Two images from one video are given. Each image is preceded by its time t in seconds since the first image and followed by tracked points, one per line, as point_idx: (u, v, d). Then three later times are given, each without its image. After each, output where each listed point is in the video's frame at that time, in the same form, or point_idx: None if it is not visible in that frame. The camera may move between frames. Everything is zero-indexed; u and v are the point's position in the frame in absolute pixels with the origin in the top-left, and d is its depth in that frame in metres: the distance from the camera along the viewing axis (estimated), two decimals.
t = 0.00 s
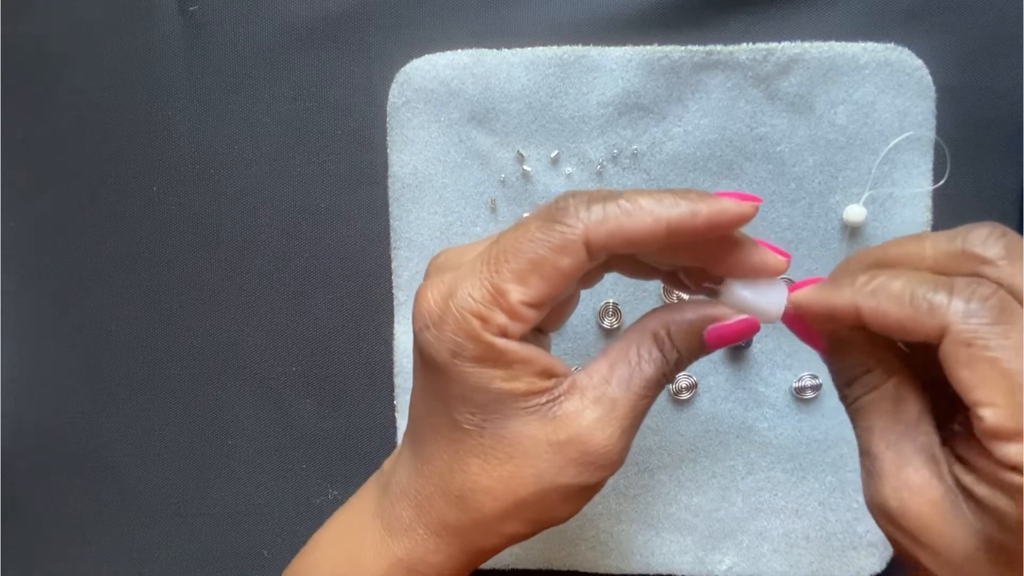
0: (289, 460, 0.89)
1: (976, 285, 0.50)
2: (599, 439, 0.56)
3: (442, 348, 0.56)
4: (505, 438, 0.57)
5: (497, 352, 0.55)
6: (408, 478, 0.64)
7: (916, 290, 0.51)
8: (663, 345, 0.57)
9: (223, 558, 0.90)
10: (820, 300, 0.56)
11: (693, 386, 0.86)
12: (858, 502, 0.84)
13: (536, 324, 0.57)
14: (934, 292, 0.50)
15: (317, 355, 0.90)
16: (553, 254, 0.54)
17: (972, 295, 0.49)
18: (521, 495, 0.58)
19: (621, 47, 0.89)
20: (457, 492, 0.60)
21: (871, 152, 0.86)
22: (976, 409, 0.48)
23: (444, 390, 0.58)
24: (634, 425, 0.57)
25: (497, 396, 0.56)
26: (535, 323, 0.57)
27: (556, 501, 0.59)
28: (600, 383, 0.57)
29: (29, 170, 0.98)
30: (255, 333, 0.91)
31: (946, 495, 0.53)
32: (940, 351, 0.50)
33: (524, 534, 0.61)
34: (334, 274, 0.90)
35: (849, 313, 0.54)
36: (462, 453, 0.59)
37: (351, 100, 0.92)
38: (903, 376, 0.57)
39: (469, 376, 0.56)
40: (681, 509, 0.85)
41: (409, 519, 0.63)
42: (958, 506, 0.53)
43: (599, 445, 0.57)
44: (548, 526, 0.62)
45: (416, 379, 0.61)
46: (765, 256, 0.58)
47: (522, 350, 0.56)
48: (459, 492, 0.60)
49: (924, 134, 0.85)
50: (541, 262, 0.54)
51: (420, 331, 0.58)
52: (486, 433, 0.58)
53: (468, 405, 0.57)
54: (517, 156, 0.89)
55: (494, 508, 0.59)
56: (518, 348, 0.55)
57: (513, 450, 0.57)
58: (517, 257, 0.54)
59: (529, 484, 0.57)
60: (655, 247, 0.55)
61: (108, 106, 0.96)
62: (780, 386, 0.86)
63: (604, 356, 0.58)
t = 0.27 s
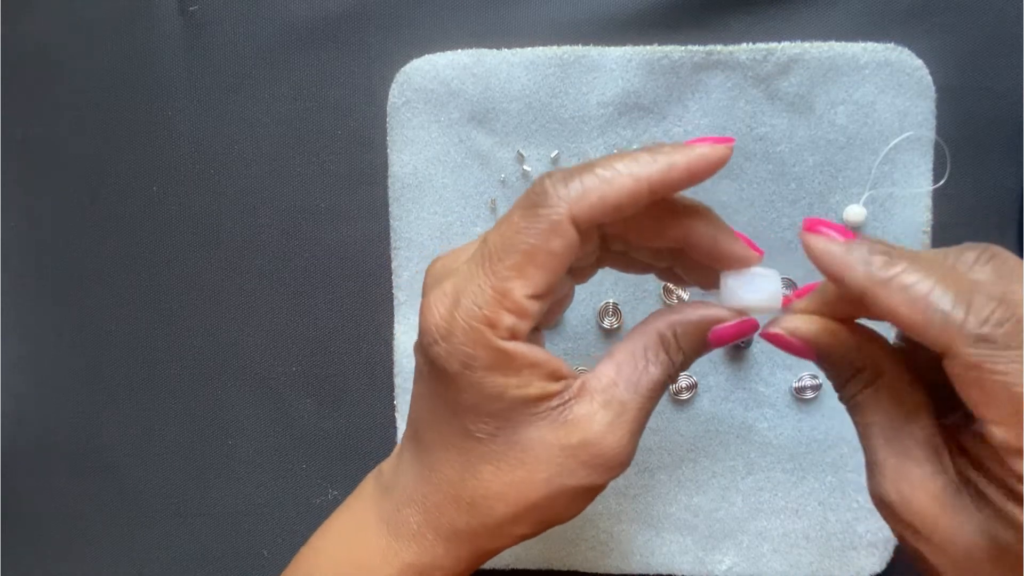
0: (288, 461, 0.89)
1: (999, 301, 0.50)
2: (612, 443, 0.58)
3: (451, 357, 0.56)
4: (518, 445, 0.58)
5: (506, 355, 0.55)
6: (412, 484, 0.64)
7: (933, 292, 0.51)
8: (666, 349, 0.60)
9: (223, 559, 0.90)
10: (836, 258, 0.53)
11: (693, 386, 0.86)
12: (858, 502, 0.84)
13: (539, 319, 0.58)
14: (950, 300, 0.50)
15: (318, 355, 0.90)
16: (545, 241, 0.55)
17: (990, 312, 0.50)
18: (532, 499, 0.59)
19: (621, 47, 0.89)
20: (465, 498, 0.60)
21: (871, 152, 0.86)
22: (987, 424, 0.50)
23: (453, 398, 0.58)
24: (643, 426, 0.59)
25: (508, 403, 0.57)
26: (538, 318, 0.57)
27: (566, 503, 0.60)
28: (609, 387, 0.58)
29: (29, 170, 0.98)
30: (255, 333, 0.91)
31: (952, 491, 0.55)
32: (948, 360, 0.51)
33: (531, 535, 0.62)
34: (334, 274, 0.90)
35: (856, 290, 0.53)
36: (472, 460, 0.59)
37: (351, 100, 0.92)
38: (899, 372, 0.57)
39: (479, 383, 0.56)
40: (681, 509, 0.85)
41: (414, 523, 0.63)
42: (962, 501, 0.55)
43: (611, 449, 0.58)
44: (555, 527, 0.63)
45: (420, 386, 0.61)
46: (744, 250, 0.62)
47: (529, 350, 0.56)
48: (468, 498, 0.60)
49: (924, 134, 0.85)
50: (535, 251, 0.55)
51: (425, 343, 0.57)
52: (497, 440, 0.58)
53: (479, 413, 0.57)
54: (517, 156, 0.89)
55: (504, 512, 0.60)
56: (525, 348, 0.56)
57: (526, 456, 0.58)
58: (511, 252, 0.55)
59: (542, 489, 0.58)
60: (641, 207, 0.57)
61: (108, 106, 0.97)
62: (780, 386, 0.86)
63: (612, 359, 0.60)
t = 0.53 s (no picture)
0: (288, 460, 0.89)
1: (936, 320, 0.50)
2: (594, 429, 0.58)
3: (436, 347, 0.56)
4: (502, 432, 0.58)
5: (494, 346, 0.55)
6: (394, 473, 0.63)
7: (878, 316, 0.52)
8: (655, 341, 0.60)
9: (223, 558, 0.90)
10: (797, 293, 0.56)
11: (693, 385, 0.86)
12: (858, 502, 0.84)
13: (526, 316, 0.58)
14: (893, 322, 0.51)
15: (318, 355, 0.90)
16: (545, 240, 0.55)
17: (928, 331, 0.50)
18: (514, 487, 0.59)
19: (621, 47, 0.89)
20: (447, 487, 0.60)
21: (871, 152, 0.86)
22: (959, 436, 0.50)
23: (437, 387, 0.58)
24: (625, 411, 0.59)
25: (493, 391, 0.57)
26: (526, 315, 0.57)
27: (548, 490, 0.60)
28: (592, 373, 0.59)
29: (29, 170, 0.98)
30: (255, 333, 0.91)
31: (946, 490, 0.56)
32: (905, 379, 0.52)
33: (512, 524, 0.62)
34: (334, 274, 0.90)
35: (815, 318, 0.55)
36: (455, 449, 0.59)
37: (351, 100, 0.92)
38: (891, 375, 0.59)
39: (465, 373, 0.56)
40: (681, 509, 0.85)
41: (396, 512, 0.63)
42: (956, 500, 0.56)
43: (592, 435, 0.58)
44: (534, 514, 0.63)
45: (403, 375, 0.61)
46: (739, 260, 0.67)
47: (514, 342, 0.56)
48: (450, 486, 0.60)
49: (924, 134, 0.85)
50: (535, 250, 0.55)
51: (410, 333, 0.57)
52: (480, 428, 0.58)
53: (463, 402, 0.57)
54: (517, 156, 0.89)
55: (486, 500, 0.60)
56: (512, 339, 0.56)
57: (508, 445, 0.58)
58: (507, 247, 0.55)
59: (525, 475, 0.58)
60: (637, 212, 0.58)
61: (108, 106, 0.96)
62: (780, 386, 0.86)
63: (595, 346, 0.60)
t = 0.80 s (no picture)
0: (288, 460, 0.89)
1: (991, 310, 0.55)
2: (585, 421, 0.61)
3: (442, 331, 0.59)
4: (496, 424, 0.61)
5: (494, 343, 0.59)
6: (394, 469, 0.65)
7: (934, 305, 0.56)
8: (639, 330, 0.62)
9: (223, 558, 0.90)
10: (843, 281, 0.59)
11: (693, 386, 0.86)
12: (858, 502, 0.84)
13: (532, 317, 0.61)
14: (949, 312, 0.56)
15: (317, 355, 0.90)
16: (570, 259, 0.59)
17: (987, 321, 0.55)
18: (507, 480, 0.62)
19: (621, 47, 0.89)
20: (444, 479, 0.63)
21: (871, 152, 0.86)
22: (1004, 426, 0.56)
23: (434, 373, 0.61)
24: (615, 404, 0.62)
25: (487, 382, 0.60)
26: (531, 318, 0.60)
27: (541, 482, 0.63)
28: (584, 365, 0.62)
29: (29, 170, 0.98)
30: (255, 333, 0.91)
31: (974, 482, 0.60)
32: (957, 368, 0.56)
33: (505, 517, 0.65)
34: (334, 274, 0.90)
35: (862, 307, 0.59)
36: (450, 442, 0.61)
37: (351, 100, 0.92)
38: (924, 368, 0.62)
39: (462, 363, 0.59)
40: (681, 509, 0.85)
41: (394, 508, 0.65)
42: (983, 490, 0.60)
43: (583, 424, 0.61)
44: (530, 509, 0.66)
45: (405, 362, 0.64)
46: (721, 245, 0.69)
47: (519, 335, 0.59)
48: (446, 480, 0.63)
49: (923, 134, 0.85)
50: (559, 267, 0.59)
51: (419, 312, 0.60)
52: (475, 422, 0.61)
53: (458, 391, 0.60)
54: (517, 156, 0.89)
55: (481, 491, 0.63)
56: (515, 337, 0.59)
57: (504, 438, 0.61)
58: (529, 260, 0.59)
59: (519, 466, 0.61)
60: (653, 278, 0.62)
61: (108, 106, 0.96)
62: (780, 386, 0.86)
63: (588, 340, 0.63)
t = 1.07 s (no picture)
0: (288, 461, 0.89)
1: (979, 303, 0.55)
2: (625, 447, 0.62)
3: (495, 354, 0.59)
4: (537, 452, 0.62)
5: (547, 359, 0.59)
6: (418, 488, 0.67)
7: (921, 297, 0.56)
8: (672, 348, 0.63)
9: (223, 558, 0.90)
10: (832, 274, 0.60)
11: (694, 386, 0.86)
12: (858, 502, 0.84)
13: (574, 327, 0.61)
14: (935, 304, 0.56)
15: (318, 355, 0.90)
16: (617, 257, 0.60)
17: (972, 315, 0.55)
18: (543, 502, 0.64)
19: (621, 47, 0.89)
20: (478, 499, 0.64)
21: (870, 152, 0.86)
22: (986, 421, 0.56)
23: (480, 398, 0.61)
24: (653, 428, 0.64)
25: (536, 409, 0.60)
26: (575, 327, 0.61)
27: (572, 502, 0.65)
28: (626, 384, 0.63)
29: (29, 170, 0.98)
30: (255, 332, 0.91)
31: (961, 482, 0.60)
32: (942, 361, 0.56)
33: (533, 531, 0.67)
34: (334, 274, 0.90)
35: (852, 300, 0.59)
36: (490, 466, 0.63)
37: (351, 100, 0.92)
38: (917, 365, 0.62)
39: (514, 383, 0.59)
40: (681, 509, 0.85)
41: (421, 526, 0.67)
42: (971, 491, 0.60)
43: (620, 449, 0.62)
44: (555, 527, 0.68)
45: (445, 387, 0.64)
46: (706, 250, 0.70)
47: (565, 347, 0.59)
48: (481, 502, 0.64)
49: (923, 134, 0.85)
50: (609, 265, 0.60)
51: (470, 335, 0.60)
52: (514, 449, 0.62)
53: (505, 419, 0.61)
54: (517, 156, 0.89)
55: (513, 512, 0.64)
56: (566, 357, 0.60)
57: (543, 464, 0.62)
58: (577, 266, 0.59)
59: (556, 488, 0.63)
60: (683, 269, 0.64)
61: (108, 106, 0.97)
62: (780, 386, 0.86)
63: (632, 367, 0.63)
